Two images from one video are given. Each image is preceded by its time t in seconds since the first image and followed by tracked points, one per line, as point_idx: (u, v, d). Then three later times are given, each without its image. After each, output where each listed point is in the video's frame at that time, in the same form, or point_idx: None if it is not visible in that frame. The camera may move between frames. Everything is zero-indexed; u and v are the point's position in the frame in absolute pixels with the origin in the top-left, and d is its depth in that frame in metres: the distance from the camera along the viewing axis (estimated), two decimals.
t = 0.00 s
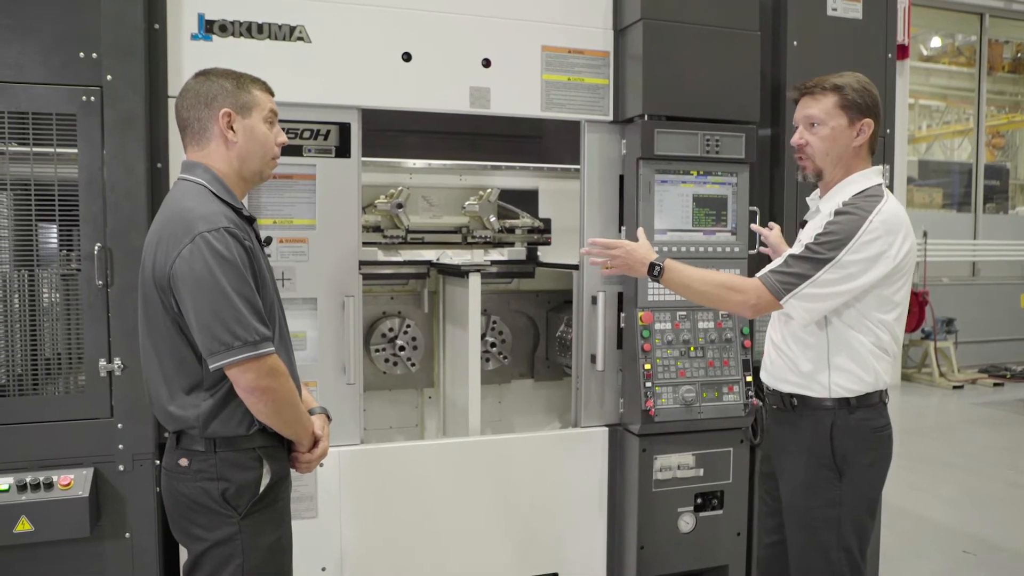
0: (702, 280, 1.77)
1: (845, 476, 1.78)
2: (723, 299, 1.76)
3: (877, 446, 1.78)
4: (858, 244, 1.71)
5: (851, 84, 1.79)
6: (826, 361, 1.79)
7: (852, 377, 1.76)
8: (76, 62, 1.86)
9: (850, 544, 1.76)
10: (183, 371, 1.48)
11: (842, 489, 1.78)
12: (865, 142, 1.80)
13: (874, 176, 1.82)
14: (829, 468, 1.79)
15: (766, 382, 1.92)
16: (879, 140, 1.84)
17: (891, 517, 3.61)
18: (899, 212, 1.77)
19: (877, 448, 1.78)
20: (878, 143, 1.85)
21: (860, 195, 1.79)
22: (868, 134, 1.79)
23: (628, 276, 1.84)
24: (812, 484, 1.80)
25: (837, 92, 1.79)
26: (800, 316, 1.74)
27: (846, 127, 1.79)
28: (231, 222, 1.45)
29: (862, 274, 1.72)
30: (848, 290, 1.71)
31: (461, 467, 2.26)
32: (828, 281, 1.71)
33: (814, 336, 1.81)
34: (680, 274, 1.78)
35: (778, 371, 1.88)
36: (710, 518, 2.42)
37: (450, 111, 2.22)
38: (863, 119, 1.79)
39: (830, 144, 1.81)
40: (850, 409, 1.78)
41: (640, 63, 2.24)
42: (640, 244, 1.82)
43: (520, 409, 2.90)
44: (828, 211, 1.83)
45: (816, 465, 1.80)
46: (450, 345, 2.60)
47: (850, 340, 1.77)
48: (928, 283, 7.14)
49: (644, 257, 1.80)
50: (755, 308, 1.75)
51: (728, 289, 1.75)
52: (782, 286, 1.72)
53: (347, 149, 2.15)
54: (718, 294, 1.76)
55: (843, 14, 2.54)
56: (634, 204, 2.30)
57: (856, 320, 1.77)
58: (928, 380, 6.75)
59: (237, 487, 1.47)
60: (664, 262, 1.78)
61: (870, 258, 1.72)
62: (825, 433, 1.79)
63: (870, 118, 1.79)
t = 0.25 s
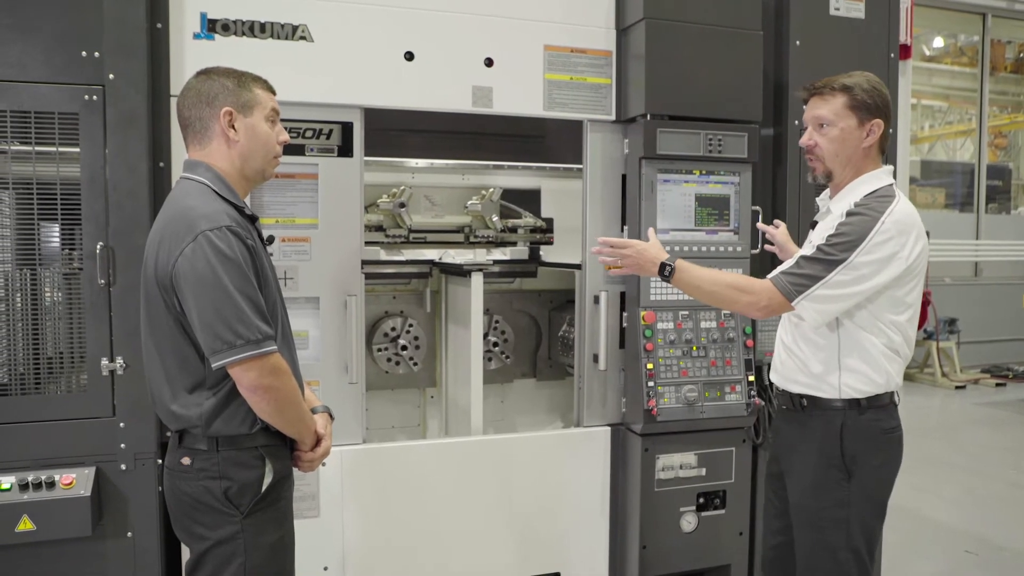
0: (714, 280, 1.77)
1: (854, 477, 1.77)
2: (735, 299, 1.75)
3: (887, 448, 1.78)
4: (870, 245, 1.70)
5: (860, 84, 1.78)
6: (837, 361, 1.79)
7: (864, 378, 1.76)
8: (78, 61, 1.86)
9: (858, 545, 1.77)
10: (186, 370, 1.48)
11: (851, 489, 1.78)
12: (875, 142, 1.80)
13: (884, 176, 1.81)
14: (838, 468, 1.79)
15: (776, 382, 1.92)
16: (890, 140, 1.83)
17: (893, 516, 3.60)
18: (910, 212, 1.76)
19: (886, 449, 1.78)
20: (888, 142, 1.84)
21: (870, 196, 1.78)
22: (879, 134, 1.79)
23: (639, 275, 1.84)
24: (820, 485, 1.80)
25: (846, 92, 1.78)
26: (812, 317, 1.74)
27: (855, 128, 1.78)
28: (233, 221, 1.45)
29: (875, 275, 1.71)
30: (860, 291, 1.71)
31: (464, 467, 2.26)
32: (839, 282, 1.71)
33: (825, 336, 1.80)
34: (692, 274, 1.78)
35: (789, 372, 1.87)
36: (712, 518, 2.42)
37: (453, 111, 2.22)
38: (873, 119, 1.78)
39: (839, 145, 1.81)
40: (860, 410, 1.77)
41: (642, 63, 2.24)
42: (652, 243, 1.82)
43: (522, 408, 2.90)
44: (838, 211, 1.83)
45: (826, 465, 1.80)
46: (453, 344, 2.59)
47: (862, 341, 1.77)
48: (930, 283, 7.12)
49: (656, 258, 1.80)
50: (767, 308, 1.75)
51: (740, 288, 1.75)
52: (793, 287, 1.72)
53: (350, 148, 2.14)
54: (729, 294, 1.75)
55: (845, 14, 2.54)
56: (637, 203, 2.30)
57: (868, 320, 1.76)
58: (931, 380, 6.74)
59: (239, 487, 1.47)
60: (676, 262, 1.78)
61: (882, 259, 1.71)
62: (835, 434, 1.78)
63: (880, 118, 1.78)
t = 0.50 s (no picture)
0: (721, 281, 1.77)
1: (866, 477, 1.77)
2: (742, 300, 1.76)
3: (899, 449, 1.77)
4: (877, 246, 1.70)
5: (867, 84, 1.76)
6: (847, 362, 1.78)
7: (875, 376, 1.75)
8: (77, 59, 1.85)
9: (868, 545, 1.76)
10: (184, 369, 1.48)
11: (863, 490, 1.77)
12: (881, 143, 1.79)
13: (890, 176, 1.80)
14: (850, 468, 1.78)
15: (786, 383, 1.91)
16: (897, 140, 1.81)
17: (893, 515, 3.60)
18: (919, 214, 1.76)
19: (897, 450, 1.77)
20: (896, 142, 1.83)
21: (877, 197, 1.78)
22: (885, 135, 1.78)
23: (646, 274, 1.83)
24: (830, 485, 1.79)
25: (852, 92, 1.77)
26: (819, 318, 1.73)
27: (861, 129, 1.77)
28: (232, 219, 1.45)
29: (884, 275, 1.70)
30: (868, 293, 1.70)
31: (463, 466, 2.25)
32: (847, 284, 1.70)
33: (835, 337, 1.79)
34: (699, 275, 1.78)
35: (801, 373, 1.86)
36: (712, 517, 2.41)
37: (454, 109, 2.21)
38: (879, 119, 1.77)
39: (844, 145, 1.80)
40: (872, 410, 1.77)
41: (643, 62, 2.23)
42: (659, 243, 1.82)
43: (522, 407, 2.89)
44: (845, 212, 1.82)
45: (838, 466, 1.79)
46: (453, 344, 2.59)
47: (872, 342, 1.76)
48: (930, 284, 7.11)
49: (664, 259, 1.80)
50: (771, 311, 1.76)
51: (747, 290, 1.75)
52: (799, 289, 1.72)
53: (350, 147, 2.14)
54: (736, 295, 1.76)
55: (846, 13, 2.53)
56: (637, 202, 2.30)
57: (877, 321, 1.75)
58: (930, 380, 6.74)
59: (238, 485, 1.46)
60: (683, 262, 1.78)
61: (891, 259, 1.70)
62: (846, 434, 1.77)
63: (887, 119, 1.77)
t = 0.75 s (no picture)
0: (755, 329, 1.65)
1: (864, 476, 1.69)
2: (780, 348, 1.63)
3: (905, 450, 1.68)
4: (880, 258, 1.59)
5: (869, 85, 1.68)
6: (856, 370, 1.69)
7: (887, 379, 1.66)
8: (73, 58, 1.85)
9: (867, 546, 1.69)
10: (180, 368, 1.48)
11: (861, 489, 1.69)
12: (879, 147, 1.71)
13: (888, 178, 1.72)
14: (848, 467, 1.71)
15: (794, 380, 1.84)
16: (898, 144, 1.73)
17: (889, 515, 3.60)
18: (913, 211, 1.67)
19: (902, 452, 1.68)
20: (897, 146, 1.74)
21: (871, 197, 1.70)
22: (882, 138, 1.70)
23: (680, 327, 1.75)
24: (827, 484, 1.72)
25: (853, 93, 1.69)
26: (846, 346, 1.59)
27: (858, 132, 1.69)
28: (227, 218, 1.44)
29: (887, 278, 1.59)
30: (874, 305, 1.58)
31: (459, 466, 2.25)
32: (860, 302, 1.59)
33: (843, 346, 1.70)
34: (729, 325, 1.67)
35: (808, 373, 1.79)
36: (709, 516, 2.41)
37: (449, 108, 2.21)
38: (879, 123, 1.69)
39: (840, 146, 1.73)
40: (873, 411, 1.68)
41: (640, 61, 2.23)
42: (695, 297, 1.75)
43: (519, 407, 2.90)
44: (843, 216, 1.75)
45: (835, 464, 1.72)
46: (449, 344, 2.59)
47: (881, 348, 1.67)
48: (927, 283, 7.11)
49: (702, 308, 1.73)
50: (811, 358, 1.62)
51: (782, 338, 1.63)
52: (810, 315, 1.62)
53: (346, 146, 2.14)
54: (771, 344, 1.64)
55: (842, 12, 2.54)
56: (634, 201, 2.29)
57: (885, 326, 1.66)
58: (927, 379, 6.76)
59: (234, 485, 1.46)
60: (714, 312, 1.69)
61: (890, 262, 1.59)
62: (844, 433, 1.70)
63: (887, 122, 1.68)
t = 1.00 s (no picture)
0: (830, 361, 1.63)
1: (862, 473, 1.71)
2: (863, 372, 1.59)
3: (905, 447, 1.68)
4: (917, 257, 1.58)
5: (880, 82, 1.70)
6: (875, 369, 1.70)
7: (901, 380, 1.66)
8: (72, 58, 1.85)
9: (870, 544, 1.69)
10: (179, 368, 1.47)
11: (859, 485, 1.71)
12: (886, 145, 1.71)
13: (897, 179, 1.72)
14: (846, 464, 1.73)
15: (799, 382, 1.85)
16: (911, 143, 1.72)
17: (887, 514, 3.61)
18: (929, 212, 1.66)
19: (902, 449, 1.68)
20: (909, 145, 1.73)
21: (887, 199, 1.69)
22: (892, 137, 1.70)
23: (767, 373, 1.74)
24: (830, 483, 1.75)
25: (864, 89, 1.72)
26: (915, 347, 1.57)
27: (866, 128, 1.72)
28: (226, 218, 1.44)
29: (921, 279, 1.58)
30: (918, 306, 1.57)
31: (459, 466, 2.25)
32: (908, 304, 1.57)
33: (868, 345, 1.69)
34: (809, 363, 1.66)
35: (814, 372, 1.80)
36: (708, 516, 2.42)
37: (449, 108, 2.21)
38: (885, 121, 1.70)
39: (848, 142, 1.76)
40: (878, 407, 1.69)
41: (639, 61, 2.23)
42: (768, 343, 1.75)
43: (518, 407, 2.90)
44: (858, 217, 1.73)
45: (835, 461, 1.75)
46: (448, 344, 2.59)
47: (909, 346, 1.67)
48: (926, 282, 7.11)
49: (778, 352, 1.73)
50: (896, 371, 1.58)
51: (858, 362, 1.60)
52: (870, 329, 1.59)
53: (346, 146, 2.14)
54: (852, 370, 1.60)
55: (841, 12, 2.54)
56: (633, 201, 2.29)
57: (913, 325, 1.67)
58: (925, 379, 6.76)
59: (233, 485, 1.46)
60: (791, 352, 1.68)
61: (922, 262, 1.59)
62: (841, 429, 1.74)
63: (893, 121, 1.69)
